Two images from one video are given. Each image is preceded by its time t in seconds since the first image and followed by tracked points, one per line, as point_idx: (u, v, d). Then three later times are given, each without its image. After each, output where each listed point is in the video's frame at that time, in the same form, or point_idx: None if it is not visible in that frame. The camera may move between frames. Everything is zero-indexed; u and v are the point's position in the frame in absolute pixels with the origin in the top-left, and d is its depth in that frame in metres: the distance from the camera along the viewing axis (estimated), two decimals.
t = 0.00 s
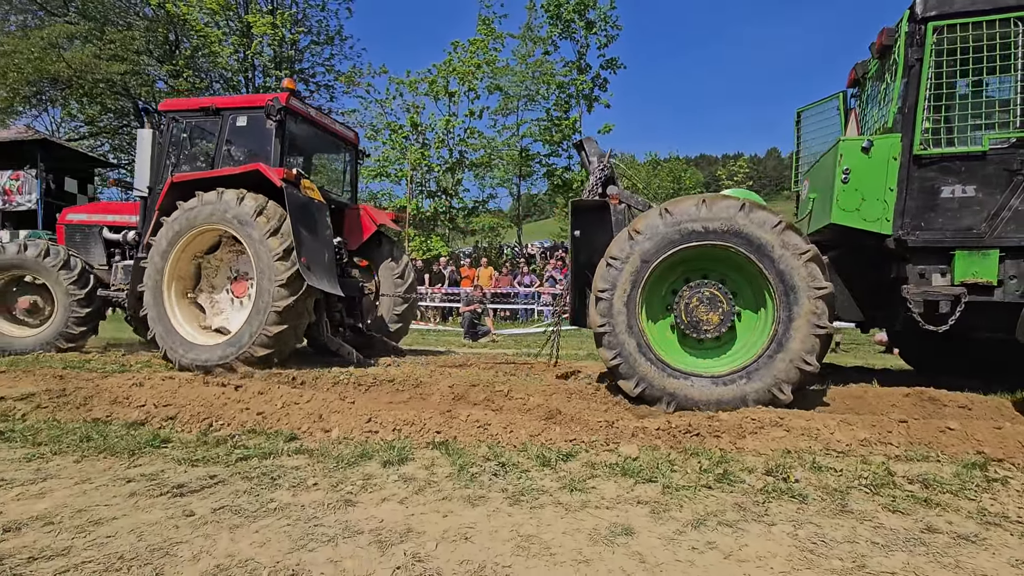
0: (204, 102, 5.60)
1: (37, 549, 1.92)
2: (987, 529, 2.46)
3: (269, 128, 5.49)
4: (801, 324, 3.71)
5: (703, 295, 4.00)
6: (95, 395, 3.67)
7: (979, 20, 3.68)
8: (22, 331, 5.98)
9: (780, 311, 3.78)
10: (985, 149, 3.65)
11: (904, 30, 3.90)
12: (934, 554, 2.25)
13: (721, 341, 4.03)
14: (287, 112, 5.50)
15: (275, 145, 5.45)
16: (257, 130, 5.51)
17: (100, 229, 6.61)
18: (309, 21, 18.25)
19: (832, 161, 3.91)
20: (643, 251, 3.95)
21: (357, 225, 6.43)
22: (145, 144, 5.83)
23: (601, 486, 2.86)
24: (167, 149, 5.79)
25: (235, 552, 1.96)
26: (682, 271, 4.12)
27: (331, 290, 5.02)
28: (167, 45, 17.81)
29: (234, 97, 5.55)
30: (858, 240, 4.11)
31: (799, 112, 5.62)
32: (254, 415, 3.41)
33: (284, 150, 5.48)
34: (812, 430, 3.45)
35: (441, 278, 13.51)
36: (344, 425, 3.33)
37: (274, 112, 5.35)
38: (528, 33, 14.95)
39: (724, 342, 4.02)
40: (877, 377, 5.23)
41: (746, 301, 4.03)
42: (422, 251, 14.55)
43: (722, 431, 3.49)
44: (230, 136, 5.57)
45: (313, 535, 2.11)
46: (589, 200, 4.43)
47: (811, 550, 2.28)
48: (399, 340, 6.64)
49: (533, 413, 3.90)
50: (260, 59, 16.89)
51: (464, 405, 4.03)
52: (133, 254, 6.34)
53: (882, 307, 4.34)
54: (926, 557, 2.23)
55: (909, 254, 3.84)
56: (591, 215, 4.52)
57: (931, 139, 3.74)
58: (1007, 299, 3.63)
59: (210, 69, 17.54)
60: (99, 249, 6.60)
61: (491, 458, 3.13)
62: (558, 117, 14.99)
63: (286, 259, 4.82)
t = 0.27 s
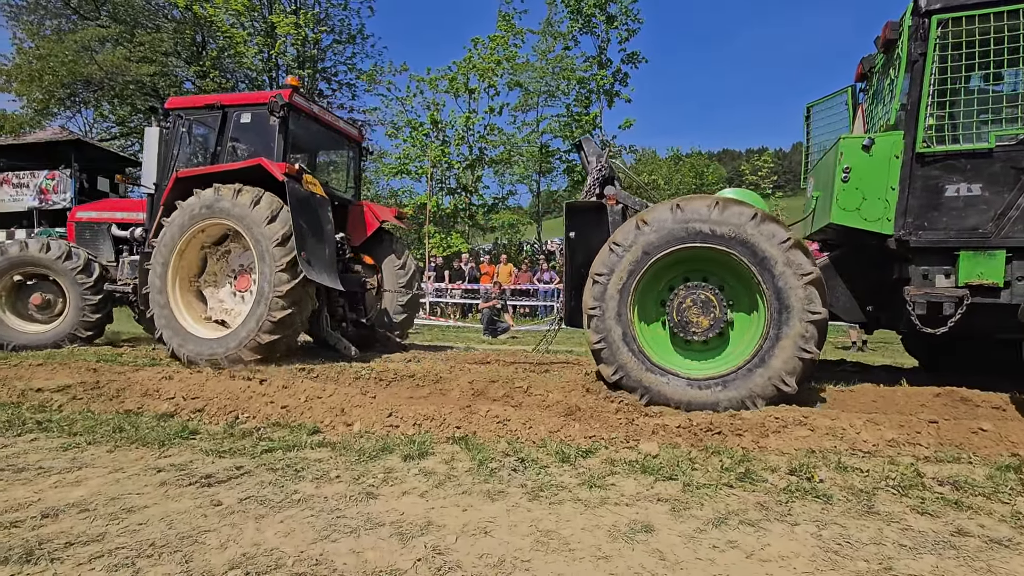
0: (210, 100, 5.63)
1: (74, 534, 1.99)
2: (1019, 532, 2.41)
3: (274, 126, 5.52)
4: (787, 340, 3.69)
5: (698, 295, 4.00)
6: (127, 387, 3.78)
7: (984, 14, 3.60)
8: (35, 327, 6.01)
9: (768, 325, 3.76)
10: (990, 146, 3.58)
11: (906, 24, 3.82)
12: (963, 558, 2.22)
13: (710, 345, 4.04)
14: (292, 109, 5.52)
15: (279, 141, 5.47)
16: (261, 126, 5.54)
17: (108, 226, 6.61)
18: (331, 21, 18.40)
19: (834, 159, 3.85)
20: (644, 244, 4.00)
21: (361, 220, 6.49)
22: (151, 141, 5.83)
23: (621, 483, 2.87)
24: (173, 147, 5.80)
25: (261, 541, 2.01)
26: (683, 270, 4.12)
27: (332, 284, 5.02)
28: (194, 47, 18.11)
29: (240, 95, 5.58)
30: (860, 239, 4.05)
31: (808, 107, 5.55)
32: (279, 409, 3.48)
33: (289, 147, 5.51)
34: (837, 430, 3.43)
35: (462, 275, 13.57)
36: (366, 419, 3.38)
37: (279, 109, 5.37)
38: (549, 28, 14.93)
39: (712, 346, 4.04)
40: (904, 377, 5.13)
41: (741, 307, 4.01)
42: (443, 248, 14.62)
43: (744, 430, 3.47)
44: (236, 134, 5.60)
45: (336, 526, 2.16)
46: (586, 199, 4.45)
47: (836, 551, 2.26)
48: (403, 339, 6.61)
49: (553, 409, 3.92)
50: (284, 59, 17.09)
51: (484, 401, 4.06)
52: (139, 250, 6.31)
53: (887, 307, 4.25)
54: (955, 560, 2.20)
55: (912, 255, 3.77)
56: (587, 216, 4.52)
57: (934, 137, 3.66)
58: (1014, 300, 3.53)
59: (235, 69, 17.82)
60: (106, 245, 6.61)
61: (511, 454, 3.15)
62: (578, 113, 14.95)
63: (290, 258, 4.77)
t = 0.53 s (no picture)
0: (208, 95, 5.51)
1: (94, 525, 2.03)
2: None
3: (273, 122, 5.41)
4: (787, 363, 3.69)
5: (715, 293, 3.97)
6: (145, 382, 3.84)
7: (999, 7, 3.55)
8: (45, 323, 5.99)
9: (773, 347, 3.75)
10: (1007, 143, 3.50)
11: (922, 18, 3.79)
12: (983, 561, 2.19)
13: (710, 345, 4.04)
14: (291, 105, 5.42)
15: (277, 136, 5.36)
16: (259, 122, 5.41)
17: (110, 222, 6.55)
18: (345, 19, 18.47)
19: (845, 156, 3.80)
20: (676, 229, 3.94)
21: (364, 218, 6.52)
22: (152, 136, 5.78)
23: (633, 481, 2.87)
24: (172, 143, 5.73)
25: (275, 534, 2.04)
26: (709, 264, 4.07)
27: (330, 286, 4.95)
28: (211, 46, 18.25)
29: (238, 90, 5.46)
30: (871, 238, 4.01)
31: (814, 102, 5.50)
32: (293, 404, 3.52)
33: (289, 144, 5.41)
34: (853, 430, 3.40)
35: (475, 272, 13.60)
36: (378, 415, 3.41)
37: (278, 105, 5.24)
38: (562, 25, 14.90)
39: (712, 346, 4.04)
40: (922, 377, 5.07)
41: (753, 317, 3.98)
42: (456, 246, 14.66)
43: (759, 429, 3.45)
44: (234, 130, 5.47)
45: (348, 520, 2.19)
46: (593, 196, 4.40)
47: (852, 552, 2.25)
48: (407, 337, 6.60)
49: (565, 407, 3.92)
50: (299, 58, 17.17)
51: (496, 398, 4.07)
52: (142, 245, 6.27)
53: (898, 307, 4.21)
54: (974, 563, 2.18)
55: (924, 255, 3.72)
56: (594, 213, 4.49)
57: (948, 134, 3.60)
58: None
59: (251, 67, 17.96)
60: (110, 241, 6.56)
61: (522, 451, 3.16)
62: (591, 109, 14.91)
63: (286, 256, 4.68)
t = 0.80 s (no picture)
0: (205, 88, 5.48)
1: (96, 523, 2.04)
2: None
3: (270, 115, 5.37)
4: (783, 381, 3.68)
5: (736, 293, 3.91)
6: (149, 381, 3.85)
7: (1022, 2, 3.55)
8: (40, 321, 5.95)
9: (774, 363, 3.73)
10: None
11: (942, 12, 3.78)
12: (985, 562, 2.19)
13: (715, 344, 4.01)
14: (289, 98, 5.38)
15: (275, 130, 5.32)
16: (257, 116, 5.38)
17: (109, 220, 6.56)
18: (348, 18, 18.47)
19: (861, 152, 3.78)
20: (717, 221, 3.85)
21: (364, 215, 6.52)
22: (151, 132, 5.79)
23: (635, 481, 2.87)
24: (171, 138, 5.72)
25: (276, 533, 2.05)
26: (741, 265, 3.98)
27: (329, 284, 4.87)
28: (216, 44, 18.28)
29: (234, 83, 5.42)
30: (888, 236, 4.00)
31: (827, 99, 5.47)
32: (295, 403, 3.53)
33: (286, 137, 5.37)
34: (857, 430, 3.38)
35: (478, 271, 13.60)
36: (381, 414, 3.41)
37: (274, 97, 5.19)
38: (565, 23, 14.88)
39: (716, 343, 4.01)
40: (927, 377, 5.06)
41: (767, 328, 3.93)
42: (459, 245, 14.66)
43: (762, 429, 3.45)
44: (231, 123, 5.44)
45: (349, 519, 2.19)
46: (601, 195, 4.40)
47: (854, 553, 2.24)
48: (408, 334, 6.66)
49: (567, 406, 3.93)
50: (304, 57, 17.19)
51: (498, 397, 4.08)
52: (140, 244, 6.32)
53: (914, 306, 4.21)
54: (977, 565, 2.17)
55: (942, 253, 3.72)
56: (605, 212, 4.47)
57: (967, 130, 3.60)
58: None
59: (256, 66, 18.00)
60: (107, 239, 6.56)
61: (524, 450, 3.16)
62: (595, 108, 14.89)
63: (279, 243, 4.64)
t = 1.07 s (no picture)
0: (203, 84, 5.45)
1: (90, 525, 2.04)
2: None
3: (270, 112, 5.35)
4: (780, 397, 3.68)
5: (761, 294, 3.87)
6: (145, 381, 3.84)
7: None
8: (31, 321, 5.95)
9: (774, 377, 3.72)
10: None
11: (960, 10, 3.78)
12: (981, 564, 2.19)
13: (724, 340, 3.99)
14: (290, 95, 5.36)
15: (276, 128, 5.32)
16: (257, 113, 5.36)
17: (101, 216, 6.52)
18: (346, 17, 18.45)
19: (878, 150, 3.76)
20: (765, 219, 3.79)
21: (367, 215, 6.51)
22: (148, 128, 5.78)
23: (631, 482, 2.87)
24: (168, 134, 5.70)
25: (271, 534, 2.04)
26: (776, 269, 3.93)
27: (331, 288, 4.83)
28: (213, 43, 18.21)
29: (234, 79, 5.40)
30: (906, 235, 4.00)
31: (843, 99, 5.45)
32: (291, 403, 3.52)
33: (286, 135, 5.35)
34: (854, 430, 3.37)
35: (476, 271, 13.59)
36: (377, 415, 3.41)
37: (275, 94, 5.17)
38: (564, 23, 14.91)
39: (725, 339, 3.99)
40: (924, 378, 5.07)
41: (780, 339, 3.90)
42: (457, 244, 14.65)
43: (759, 430, 3.44)
44: (230, 120, 5.42)
45: (345, 521, 2.19)
46: (618, 192, 4.37)
47: (850, 554, 2.25)
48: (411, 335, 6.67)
49: (564, 407, 3.92)
50: (302, 56, 17.15)
51: (496, 398, 4.08)
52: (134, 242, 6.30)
53: (930, 308, 4.27)
54: (973, 566, 2.18)
55: (961, 252, 3.75)
56: (621, 209, 4.44)
57: (987, 128, 3.61)
58: None
59: (254, 65, 17.97)
60: (99, 236, 6.52)
61: (520, 451, 3.16)
62: (593, 108, 14.90)
63: (280, 244, 4.61)
